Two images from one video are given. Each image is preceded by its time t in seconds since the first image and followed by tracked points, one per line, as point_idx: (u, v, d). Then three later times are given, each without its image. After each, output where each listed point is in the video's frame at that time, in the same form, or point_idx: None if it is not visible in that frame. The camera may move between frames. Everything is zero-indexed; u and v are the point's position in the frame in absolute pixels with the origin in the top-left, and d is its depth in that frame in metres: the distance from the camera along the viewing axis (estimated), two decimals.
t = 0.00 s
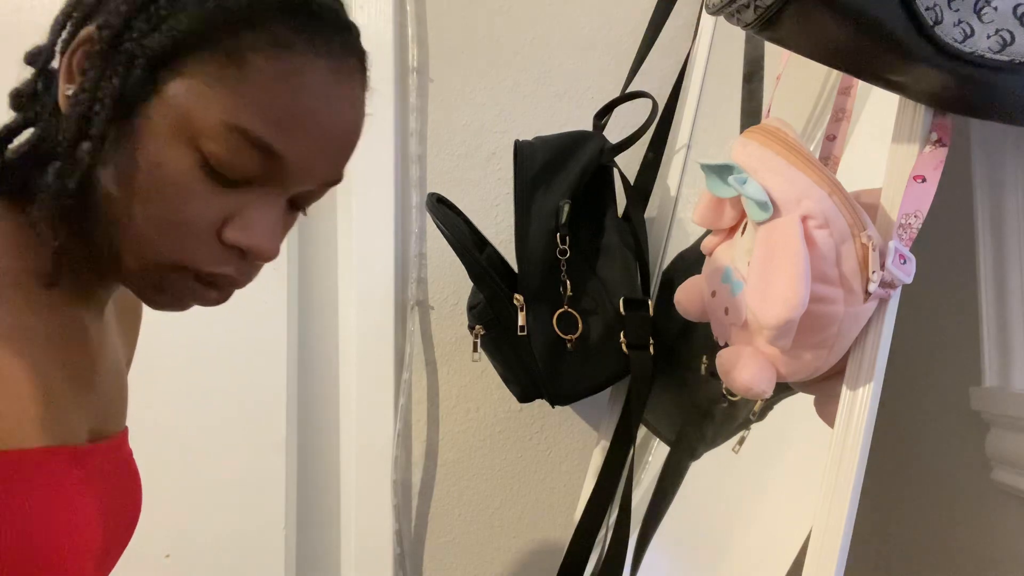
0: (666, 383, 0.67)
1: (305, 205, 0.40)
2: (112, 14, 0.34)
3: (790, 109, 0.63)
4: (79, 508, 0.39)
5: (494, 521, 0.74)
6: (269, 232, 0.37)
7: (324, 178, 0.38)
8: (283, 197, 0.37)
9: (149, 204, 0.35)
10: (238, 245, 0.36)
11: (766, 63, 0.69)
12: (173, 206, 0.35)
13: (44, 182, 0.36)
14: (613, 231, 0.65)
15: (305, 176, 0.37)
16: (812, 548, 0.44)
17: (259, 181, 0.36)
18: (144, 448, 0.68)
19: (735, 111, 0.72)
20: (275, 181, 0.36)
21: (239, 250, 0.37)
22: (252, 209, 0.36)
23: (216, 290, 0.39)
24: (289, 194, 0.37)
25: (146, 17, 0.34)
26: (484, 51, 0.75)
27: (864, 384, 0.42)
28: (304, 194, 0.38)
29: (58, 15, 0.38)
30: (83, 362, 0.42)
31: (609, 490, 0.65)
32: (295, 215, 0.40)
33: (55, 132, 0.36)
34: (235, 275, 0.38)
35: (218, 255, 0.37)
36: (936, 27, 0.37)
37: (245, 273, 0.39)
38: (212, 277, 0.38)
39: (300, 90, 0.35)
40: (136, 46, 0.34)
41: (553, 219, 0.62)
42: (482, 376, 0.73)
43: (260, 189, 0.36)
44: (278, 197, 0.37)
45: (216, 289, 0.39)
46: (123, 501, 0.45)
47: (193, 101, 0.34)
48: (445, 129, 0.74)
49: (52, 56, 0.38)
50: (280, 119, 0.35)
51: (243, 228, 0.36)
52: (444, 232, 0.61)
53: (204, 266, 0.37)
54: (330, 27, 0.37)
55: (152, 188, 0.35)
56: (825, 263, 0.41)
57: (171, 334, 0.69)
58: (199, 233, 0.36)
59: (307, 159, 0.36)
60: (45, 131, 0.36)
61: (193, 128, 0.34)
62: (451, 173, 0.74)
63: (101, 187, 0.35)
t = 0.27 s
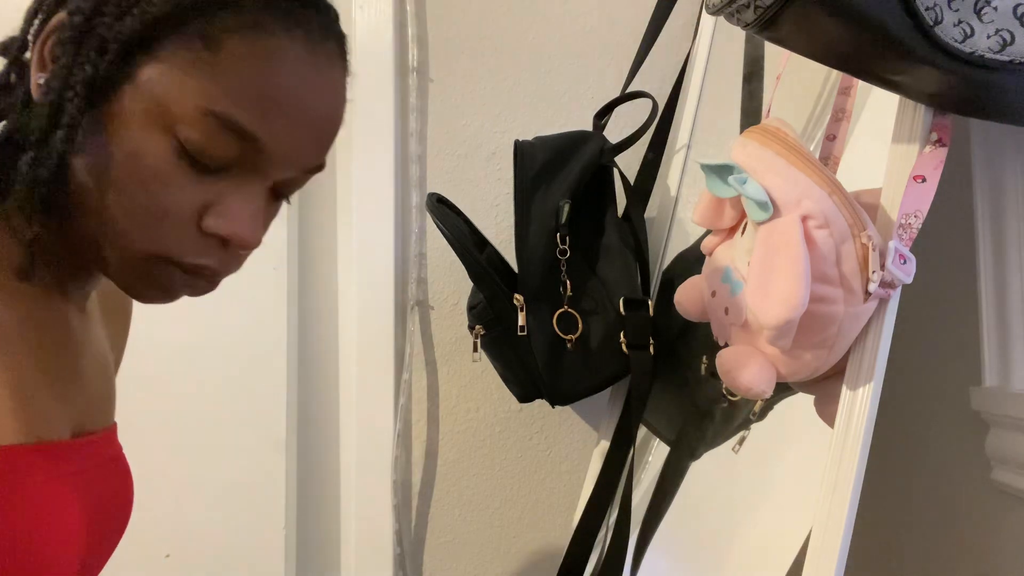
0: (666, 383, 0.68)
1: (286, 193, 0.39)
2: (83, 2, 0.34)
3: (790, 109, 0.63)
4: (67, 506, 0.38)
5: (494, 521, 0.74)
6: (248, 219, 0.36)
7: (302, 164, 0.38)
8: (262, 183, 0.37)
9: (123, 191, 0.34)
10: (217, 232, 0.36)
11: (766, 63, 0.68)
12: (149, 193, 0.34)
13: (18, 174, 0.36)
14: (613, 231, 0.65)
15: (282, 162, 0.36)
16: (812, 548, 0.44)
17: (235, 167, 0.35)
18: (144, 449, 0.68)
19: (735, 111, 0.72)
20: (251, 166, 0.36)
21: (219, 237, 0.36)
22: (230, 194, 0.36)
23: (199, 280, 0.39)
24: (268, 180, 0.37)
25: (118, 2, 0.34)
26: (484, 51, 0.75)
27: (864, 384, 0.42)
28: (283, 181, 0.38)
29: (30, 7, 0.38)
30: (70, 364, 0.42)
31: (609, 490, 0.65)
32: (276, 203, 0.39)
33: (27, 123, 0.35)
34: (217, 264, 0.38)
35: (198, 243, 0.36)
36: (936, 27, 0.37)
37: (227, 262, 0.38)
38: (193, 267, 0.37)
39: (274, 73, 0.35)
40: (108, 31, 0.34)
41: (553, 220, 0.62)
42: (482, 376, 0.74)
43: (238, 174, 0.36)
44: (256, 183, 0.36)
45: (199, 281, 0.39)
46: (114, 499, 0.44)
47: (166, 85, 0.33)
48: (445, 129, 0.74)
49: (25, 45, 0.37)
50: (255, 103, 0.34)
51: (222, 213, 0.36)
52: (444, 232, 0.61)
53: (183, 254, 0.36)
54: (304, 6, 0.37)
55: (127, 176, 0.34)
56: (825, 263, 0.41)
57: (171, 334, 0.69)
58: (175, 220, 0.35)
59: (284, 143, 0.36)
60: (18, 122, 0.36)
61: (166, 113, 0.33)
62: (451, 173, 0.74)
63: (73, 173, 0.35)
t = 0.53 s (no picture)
0: (666, 382, 0.68)
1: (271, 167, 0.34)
2: None
3: (790, 110, 0.63)
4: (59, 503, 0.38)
5: (494, 521, 0.74)
6: (227, 191, 0.31)
7: (286, 137, 0.33)
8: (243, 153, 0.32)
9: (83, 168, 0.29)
10: (192, 207, 0.30)
11: (766, 64, 0.69)
12: (111, 167, 0.29)
13: None
14: (613, 231, 0.65)
15: (266, 134, 0.32)
16: (812, 548, 0.44)
17: (213, 137, 0.30)
18: (144, 448, 0.68)
19: (735, 112, 0.72)
20: (232, 134, 0.31)
21: (193, 212, 0.31)
22: (209, 166, 0.31)
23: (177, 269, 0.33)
24: (251, 154, 0.32)
25: None
26: (484, 51, 0.75)
27: (864, 384, 0.42)
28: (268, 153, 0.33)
29: None
30: (62, 361, 0.42)
31: (609, 490, 0.65)
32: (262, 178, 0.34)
33: None
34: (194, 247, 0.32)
35: (171, 221, 0.31)
36: (936, 27, 0.37)
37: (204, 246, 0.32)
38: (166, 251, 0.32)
39: (249, 33, 0.30)
40: None
41: (553, 219, 0.62)
42: (482, 376, 0.73)
43: (219, 145, 0.31)
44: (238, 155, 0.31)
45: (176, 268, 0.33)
46: (110, 495, 0.45)
47: (133, 44, 0.28)
48: (445, 129, 0.74)
49: None
50: (233, 66, 0.30)
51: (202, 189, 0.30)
52: (444, 232, 0.61)
53: (154, 236, 0.31)
54: None
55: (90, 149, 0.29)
56: (825, 263, 0.41)
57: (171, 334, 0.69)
58: (144, 195, 0.30)
59: (264, 111, 0.31)
60: None
61: (136, 78, 0.28)
62: (451, 173, 0.74)
63: (34, 154, 0.29)
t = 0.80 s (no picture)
0: (666, 382, 0.68)
1: (224, 128, 0.34)
2: None
3: (790, 110, 0.63)
4: (56, 494, 0.38)
5: (494, 522, 0.74)
6: (167, 130, 0.30)
7: (234, 77, 0.32)
8: (189, 96, 0.31)
9: (28, 114, 0.29)
10: (132, 147, 0.29)
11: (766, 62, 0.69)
12: (50, 104, 0.29)
13: None
14: (613, 231, 0.65)
15: (207, 70, 0.31)
16: (812, 549, 0.44)
17: (156, 71, 0.30)
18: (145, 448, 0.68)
19: (735, 112, 0.72)
20: (172, 69, 0.30)
21: (132, 152, 0.30)
22: (152, 103, 0.30)
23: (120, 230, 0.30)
24: (196, 96, 0.31)
25: None
26: (484, 51, 0.75)
27: (864, 384, 0.42)
28: (217, 99, 0.32)
29: None
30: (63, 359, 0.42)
31: (609, 490, 0.65)
32: (214, 137, 0.33)
33: None
34: (138, 199, 0.30)
35: (109, 165, 0.29)
36: (936, 27, 0.37)
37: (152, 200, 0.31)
38: (107, 203, 0.29)
39: None
40: None
41: (553, 219, 0.62)
42: (482, 376, 0.74)
43: (164, 83, 0.31)
44: (182, 94, 0.31)
45: (118, 228, 0.30)
46: (105, 495, 0.43)
47: None
48: (445, 130, 0.74)
49: None
50: None
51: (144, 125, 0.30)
52: (444, 232, 0.61)
53: (94, 183, 0.29)
54: None
55: (33, 92, 0.29)
56: (825, 263, 0.41)
57: (172, 334, 0.70)
58: (84, 135, 0.29)
59: (200, 44, 0.31)
60: None
61: (76, 16, 0.29)
62: (452, 173, 0.74)
63: None
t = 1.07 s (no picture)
0: (666, 382, 0.68)
1: (193, 104, 0.33)
2: None
3: (790, 110, 0.63)
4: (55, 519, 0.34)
5: (494, 522, 0.74)
6: (129, 107, 0.30)
7: (199, 52, 0.33)
8: (152, 72, 0.31)
9: None
10: (95, 123, 0.29)
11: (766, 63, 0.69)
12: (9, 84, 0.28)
13: None
14: (613, 231, 0.65)
15: (172, 46, 0.32)
16: (812, 549, 0.44)
17: (121, 47, 0.30)
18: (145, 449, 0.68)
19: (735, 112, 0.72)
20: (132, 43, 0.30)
21: (96, 129, 0.29)
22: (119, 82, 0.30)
23: (93, 207, 0.30)
24: (161, 70, 0.31)
25: None
26: (484, 51, 0.75)
27: (864, 383, 0.42)
28: (180, 71, 0.32)
29: None
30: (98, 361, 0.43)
31: (609, 490, 0.65)
32: (182, 112, 0.33)
33: None
34: (105, 176, 0.30)
35: (73, 142, 0.29)
36: (936, 27, 0.37)
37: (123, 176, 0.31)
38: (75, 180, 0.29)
39: None
40: None
41: (553, 219, 0.62)
42: (482, 376, 0.74)
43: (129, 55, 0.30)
44: (144, 69, 0.31)
45: (90, 205, 0.30)
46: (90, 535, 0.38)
47: None
48: (445, 129, 0.74)
49: None
50: None
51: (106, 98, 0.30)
52: (444, 232, 0.61)
53: (62, 162, 0.29)
54: None
55: None
56: (825, 263, 0.41)
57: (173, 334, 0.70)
58: (49, 115, 0.29)
59: (163, 19, 0.31)
60: None
61: None
62: (452, 173, 0.74)
63: None
